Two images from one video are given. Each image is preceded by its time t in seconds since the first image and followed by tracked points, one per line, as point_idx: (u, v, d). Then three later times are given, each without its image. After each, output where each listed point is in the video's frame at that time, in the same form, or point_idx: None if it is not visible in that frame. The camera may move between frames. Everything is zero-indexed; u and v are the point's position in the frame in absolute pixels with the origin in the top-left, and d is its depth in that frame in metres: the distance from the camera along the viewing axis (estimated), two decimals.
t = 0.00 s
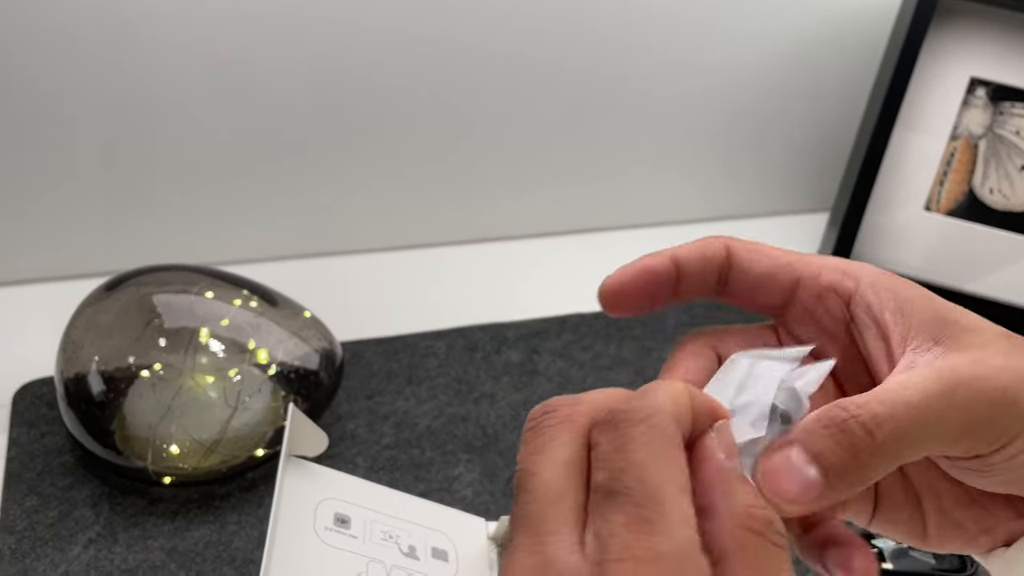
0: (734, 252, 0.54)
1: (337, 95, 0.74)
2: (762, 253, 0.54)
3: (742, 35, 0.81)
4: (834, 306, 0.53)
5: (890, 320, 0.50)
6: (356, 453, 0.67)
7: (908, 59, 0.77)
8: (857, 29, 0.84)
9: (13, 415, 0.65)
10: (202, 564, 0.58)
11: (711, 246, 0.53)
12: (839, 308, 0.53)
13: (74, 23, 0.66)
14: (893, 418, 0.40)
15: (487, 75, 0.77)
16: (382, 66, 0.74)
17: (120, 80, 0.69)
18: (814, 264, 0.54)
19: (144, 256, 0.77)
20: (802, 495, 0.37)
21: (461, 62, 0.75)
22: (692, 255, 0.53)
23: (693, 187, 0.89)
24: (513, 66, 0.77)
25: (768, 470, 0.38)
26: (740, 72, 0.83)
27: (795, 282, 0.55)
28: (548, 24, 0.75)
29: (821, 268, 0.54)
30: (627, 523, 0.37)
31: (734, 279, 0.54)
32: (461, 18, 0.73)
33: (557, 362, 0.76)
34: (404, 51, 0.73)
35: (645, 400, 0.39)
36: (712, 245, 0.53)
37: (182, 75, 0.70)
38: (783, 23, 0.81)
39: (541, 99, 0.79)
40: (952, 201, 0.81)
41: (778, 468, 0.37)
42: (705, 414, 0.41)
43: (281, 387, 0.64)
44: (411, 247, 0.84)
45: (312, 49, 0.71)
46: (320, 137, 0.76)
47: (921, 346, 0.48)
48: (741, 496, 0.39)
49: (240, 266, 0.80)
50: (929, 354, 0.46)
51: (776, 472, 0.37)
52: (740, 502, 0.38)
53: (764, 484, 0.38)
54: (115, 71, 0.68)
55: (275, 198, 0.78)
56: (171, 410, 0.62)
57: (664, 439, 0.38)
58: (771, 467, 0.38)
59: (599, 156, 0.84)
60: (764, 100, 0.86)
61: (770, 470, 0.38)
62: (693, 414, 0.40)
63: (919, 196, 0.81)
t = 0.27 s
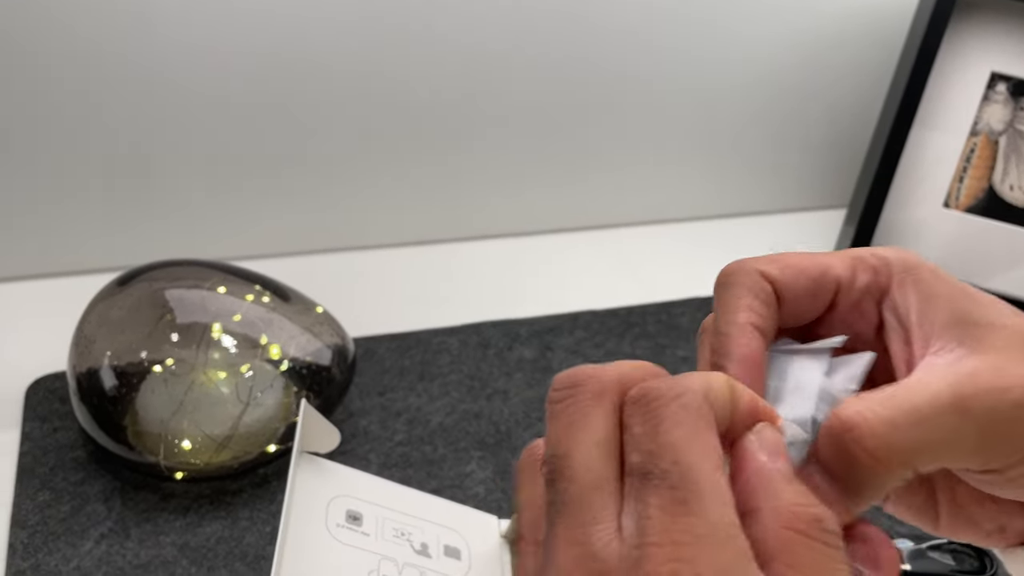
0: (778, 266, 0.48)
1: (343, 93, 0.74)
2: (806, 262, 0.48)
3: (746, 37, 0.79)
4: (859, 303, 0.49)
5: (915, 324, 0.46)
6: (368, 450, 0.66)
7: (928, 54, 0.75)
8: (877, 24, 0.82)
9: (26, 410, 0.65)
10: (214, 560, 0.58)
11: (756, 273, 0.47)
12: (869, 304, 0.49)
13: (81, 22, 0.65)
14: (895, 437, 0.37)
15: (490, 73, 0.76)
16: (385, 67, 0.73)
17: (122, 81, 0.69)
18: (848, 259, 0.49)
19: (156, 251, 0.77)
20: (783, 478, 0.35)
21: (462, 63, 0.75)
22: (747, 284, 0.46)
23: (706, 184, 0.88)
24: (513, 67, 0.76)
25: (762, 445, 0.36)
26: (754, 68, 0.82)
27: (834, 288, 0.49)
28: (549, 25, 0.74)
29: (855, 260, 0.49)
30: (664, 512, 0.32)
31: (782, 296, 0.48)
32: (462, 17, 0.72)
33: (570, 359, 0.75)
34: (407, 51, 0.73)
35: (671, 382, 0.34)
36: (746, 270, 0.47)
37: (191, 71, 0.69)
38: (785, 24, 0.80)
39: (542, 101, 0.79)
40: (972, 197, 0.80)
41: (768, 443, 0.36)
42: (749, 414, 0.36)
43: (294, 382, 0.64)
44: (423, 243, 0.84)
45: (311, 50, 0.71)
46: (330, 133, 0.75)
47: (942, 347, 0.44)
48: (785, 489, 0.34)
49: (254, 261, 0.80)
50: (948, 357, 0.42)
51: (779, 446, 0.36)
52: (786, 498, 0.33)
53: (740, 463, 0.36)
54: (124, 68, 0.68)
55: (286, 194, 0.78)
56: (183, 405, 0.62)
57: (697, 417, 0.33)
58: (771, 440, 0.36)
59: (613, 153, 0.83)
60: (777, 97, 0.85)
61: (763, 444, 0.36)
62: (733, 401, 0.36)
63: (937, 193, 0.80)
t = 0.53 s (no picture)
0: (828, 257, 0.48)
1: (349, 87, 0.73)
2: (855, 252, 0.49)
3: (751, 33, 0.78)
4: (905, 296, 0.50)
5: (959, 323, 0.48)
6: (377, 442, 0.66)
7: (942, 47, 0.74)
8: (892, 16, 0.81)
9: (37, 400, 0.65)
10: (223, 550, 0.58)
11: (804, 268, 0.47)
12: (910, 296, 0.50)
13: (88, 16, 0.65)
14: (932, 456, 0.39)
15: (487, 76, 0.75)
16: (390, 61, 0.72)
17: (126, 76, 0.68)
18: (891, 251, 0.50)
19: (166, 243, 0.77)
20: (718, 470, 0.35)
21: (465, 59, 0.74)
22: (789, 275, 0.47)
23: (716, 178, 0.88)
24: (514, 65, 0.75)
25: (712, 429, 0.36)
26: (765, 61, 0.81)
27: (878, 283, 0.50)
28: (545, 26, 0.74)
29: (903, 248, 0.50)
30: (566, 527, 0.37)
31: (830, 287, 0.48)
32: (460, 17, 0.72)
33: (580, 353, 0.75)
34: (413, 45, 0.72)
35: (591, 409, 0.40)
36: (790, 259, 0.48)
37: (198, 65, 0.69)
38: (785, 25, 0.79)
39: (547, 96, 0.78)
40: (986, 190, 0.79)
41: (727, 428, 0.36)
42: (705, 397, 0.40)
43: (303, 374, 0.64)
44: (433, 236, 0.84)
45: (315, 45, 0.70)
46: (337, 126, 0.75)
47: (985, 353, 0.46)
48: (727, 469, 0.35)
49: (263, 254, 0.80)
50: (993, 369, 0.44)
51: (732, 426, 0.36)
52: (721, 475, 0.35)
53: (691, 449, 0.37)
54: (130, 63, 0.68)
55: (295, 187, 0.77)
56: (193, 396, 0.62)
57: (596, 439, 0.39)
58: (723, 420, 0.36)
59: (623, 146, 0.83)
60: (789, 89, 0.84)
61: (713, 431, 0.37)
62: (665, 403, 0.40)
63: (952, 186, 0.79)
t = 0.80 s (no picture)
0: (790, 213, 0.48)
1: (355, 83, 0.73)
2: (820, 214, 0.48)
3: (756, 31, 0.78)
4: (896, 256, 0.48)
5: (956, 288, 0.44)
6: (386, 434, 0.67)
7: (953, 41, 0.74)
8: (903, 10, 0.81)
9: (51, 391, 0.66)
10: (234, 540, 0.58)
11: (763, 207, 0.47)
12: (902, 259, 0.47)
13: (100, 12, 0.65)
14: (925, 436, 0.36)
15: (487, 75, 0.75)
16: (396, 57, 0.73)
17: (133, 72, 0.69)
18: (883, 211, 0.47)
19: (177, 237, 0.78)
20: (809, 490, 0.33)
21: (470, 55, 0.74)
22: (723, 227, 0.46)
23: (726, 172, 0.88)
24: (523, 60, 0.75)
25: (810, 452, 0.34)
26: (774, 56, 0.81)
27: (856, 239, 0.48)
28: (548, 23, 0.73)
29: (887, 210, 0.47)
30: (666, 503, 0.30)
31: (795, 240, 0.49)
32: (464, 14, 0.71)
33: (589, 346, 0.75)
34: (418, 41, 0.72)
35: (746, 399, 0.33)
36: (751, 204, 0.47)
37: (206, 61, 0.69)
38: (786, 25, 0.79)
39: (553, 92, 0.78)
40: (999, 183, 0.78)
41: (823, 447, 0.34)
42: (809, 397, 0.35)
43: (313, 366, 0.65)
44: (443, 230, 0.84)
45: (321, 42, 0.70)
46: (345, 121, 0.75)
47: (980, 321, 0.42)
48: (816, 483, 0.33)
49: (274, 247, 0.81)
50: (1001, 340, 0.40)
51: (847, 452, 0.34)
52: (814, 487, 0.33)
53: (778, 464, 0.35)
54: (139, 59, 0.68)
55: (304, 181, 0.78)
56: (204, 387, 0.63)
57: (741, 438, 0.31)
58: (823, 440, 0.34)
59: (633, 140, 0.83)
60: (798, 84, 0.83)
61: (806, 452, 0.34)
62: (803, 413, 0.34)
63: (963, 180, 0.79)
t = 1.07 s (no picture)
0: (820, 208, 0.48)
1: (362, 79, 0.74)
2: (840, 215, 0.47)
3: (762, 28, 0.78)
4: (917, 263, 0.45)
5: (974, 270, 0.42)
6: (395, 430, 0.67)
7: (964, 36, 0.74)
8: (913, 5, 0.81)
9: (62, 387, 0.66)
10: (244, 536, 0.58)
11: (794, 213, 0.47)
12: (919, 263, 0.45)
13: (111, 9, 0.66)
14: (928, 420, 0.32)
15: (491, 74, 0.76)
16: (403, 53, 0.73)
17: (142, 69, 0.69)
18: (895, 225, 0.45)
19: (186, 233, 0.78)
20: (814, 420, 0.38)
21: (476, 52, 0.74)
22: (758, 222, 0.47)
23: (735, 169, 0.87)
24: (531, 55, 0.75)
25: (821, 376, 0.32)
26: (782, 53, 0.80)
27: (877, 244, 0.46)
28: (552, 19, 0.74)
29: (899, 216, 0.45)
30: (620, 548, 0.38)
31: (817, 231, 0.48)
32: (473, 10, 0.72)
33: (598, 343, 0.75)
34: (424, 39, 0.72)
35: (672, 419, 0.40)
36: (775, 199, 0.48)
37: (215, 58, 0.70)
38: (795, 20, 0.78)
39: (559, 88, 0.78)
40: (1010, 180, 0.78)
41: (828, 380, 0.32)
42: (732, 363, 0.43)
43: (323, 362, 0.65)
44: (451, 227, 0.84)
45: (329, 38, 0.71)
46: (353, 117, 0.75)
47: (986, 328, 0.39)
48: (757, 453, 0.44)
49: (283, 244, 0.81)
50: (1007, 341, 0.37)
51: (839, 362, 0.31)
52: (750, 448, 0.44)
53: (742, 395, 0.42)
54: (148, 55, 0.68)
55: (313, 178, 0.78)
56: (214, 383, 0.63)
57: (683, 470, 0.39)
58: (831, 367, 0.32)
59: (642, 136, 0.83)
60: (807, 80, 0.83)
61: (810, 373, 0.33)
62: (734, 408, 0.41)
63: (975, 176, 0.79)
